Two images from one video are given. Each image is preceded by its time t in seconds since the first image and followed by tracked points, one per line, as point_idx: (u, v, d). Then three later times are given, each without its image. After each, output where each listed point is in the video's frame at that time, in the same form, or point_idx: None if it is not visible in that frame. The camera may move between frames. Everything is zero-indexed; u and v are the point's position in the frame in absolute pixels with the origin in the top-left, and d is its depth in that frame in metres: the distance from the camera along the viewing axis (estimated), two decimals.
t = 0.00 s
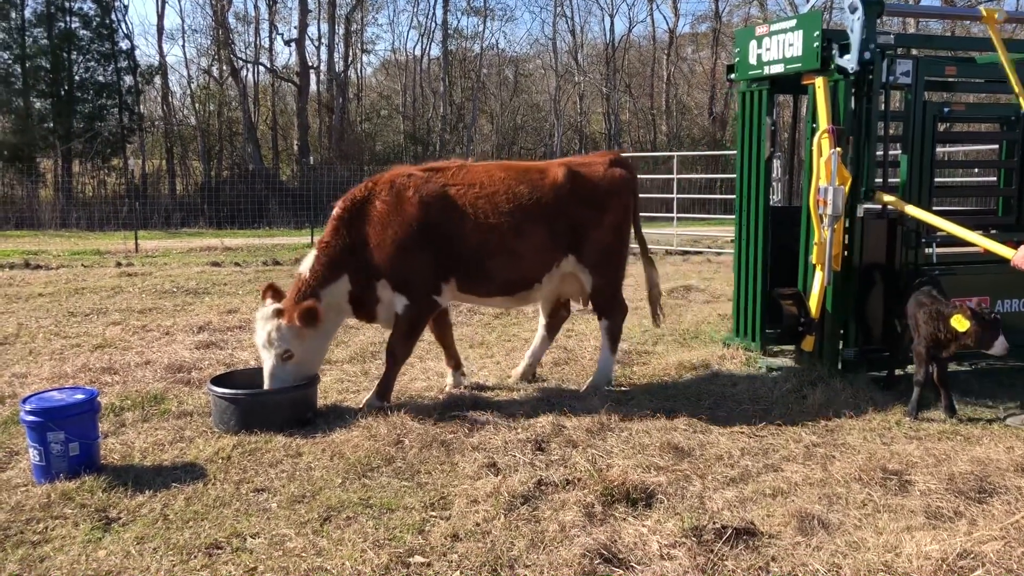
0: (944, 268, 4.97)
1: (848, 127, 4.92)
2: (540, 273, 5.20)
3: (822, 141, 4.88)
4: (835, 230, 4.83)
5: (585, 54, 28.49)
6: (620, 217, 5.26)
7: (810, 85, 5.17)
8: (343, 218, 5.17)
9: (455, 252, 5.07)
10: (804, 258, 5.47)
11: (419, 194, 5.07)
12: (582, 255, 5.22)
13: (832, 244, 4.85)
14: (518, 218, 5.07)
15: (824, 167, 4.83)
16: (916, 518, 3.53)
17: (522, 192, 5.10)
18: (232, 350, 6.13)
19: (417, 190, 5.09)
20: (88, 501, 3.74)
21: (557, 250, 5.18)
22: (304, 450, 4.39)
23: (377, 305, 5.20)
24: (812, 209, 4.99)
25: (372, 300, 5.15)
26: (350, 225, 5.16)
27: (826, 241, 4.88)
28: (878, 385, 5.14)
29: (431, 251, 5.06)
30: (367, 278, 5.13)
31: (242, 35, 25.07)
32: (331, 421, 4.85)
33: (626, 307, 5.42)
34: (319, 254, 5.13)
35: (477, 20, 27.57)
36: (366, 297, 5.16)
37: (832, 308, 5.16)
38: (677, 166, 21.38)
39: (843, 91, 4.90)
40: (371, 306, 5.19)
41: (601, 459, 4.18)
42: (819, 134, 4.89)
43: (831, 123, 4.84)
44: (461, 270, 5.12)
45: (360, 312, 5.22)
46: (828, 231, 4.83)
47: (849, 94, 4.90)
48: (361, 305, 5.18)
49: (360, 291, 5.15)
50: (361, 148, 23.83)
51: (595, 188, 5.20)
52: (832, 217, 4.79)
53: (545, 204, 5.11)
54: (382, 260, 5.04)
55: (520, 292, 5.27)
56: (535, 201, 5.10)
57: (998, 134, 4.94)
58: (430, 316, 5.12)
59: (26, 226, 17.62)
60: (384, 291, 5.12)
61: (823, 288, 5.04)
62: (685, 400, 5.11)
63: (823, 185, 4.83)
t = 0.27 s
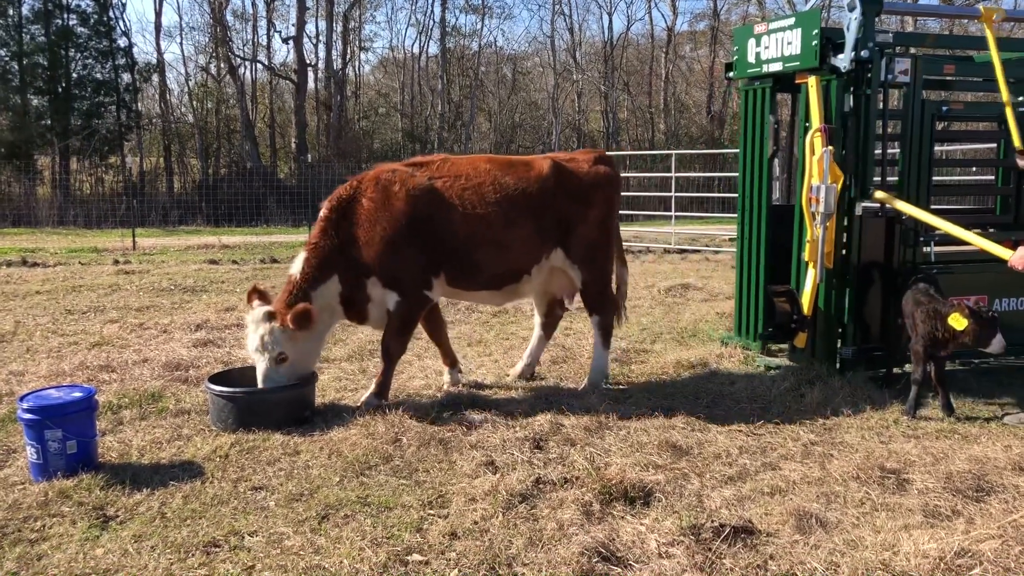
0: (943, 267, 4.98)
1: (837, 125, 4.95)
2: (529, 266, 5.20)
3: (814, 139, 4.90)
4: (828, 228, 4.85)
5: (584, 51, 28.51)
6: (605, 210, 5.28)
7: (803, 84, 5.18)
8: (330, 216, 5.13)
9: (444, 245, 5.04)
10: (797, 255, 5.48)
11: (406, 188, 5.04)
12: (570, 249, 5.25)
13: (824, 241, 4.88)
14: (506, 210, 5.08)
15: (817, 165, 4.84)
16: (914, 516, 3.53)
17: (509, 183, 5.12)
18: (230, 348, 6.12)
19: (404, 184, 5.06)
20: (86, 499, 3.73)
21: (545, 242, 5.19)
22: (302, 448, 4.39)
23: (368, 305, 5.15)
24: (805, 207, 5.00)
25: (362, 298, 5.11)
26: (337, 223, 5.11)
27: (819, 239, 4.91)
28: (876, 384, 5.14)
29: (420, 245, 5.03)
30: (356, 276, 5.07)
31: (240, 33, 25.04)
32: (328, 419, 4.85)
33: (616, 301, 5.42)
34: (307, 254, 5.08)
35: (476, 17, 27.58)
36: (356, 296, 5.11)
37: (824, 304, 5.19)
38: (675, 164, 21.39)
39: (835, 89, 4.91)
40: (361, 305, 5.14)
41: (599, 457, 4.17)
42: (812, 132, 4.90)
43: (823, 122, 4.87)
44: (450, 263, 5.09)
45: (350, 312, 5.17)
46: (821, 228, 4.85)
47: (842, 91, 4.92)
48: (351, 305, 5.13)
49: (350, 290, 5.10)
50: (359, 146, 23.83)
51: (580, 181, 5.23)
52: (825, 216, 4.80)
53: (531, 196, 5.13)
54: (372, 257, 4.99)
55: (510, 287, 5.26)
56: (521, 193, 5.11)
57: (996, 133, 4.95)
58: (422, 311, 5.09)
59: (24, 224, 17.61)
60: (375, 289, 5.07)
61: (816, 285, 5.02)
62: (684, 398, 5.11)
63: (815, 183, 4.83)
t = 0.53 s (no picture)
0: (939, 266, 5.00)
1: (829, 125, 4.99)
2: (520, 264, 5.19)
3: (806, 139, 4.89)
4: (820, 226, 4.87)
5: (582, 50, 28.54)
6: (596, 209, 5.27)
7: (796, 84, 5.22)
8: (321, 216, 5.13)
9: (435, 243, 5.04)
10: (788, 253, 5.49)
11: (396, 186, 5.05)
12: (561, 247, 5.23)
13: (816, 240, 4.89)
14: (496, 207, 5.08)
15: (808, 165, 4.84)
16: (910, 514, 3.54)
17: (498, 181, 5.11)
18: (227, 346, 6.12)
19: (394, 183, 5.07)
20: (83, 497, 3.73)
21: (536, 240, 5.18)
22: (299, 445, 4.39)
23: (361, 304, 5.15)
24: (797, 205, 5.00)
25: (355, 297, 5.11)
26: (328, 222, 5.11)
27: (810, 238, 4.91)
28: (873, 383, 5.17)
29: (411, 242, 5.02)
30: (348, 274, 5.07)
31: (238, 30, 25.02)
32: (326, 417, 4.85)
33: (609, 299, 5.42)
34: (299, 254, 5.08)
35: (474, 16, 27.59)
36: (349, 295, 5.11)
37: (817, 302, 5.23)
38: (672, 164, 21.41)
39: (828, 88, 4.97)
40: (353, 304, 5.14)
41: (596, 455, 4.18)
42: (804, 132, 4.90)
43: (815, 122, 4.86)
44: (441, 261, 5.09)
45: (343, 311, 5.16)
46: (813, 227, 4.87)
47: (833, 91, 4.98)
48: (344, 304, 5.13)
49: (343, 289, 5.10)
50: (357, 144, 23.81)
51: (570, 178, 5.21)
52: (817, 214, 4.82)
53: (521, 193, 5.11)
54: (364, 256, 5.00)
55: (502, 285, 5.25)
56: (511, 190, 5.10)
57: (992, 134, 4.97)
58: (415, 309, 5.09)
59: (21, 221, 17.61)
60: (368, 288, 5.08)
61: (807, 284, 5.01)
62: (681, 397, 5.12)
63: (806, 183, 4.83)
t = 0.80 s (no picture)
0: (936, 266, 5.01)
1: (823, 126, 5.04)
2: (514, 263, 5.19)
3: (800, 139, 4.94)
4: (812, 225, 4.91)
5: (580, 49, 28.54)
6: (589, 207, 5.26)
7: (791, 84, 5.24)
8: (314, 213, 5.12)
9: (428, 241, 5.05)
10: (782, 252, 5.51)
11: (389, 184, 5.04)
12: (554, 246, 5.23)
13: (809, 239, 4.92)
14: (490, 205, 5.07)
15: (802, 164, 4.89)
16: (906, 514, 3.54)
17: (492, 179, 5.11)
18: (224, 344, 6.12)
19: (387, 180, 5.06)
20: (79, 495, 3.73)
21: (529, 238, 5.18)
22: (296, 443, 4.39)
23: (354, 301, 5.14)
24: (789, 204, 5.04)
25: (349, 295, 5.11)
26: (322, 220, 5.10)
27: (803, 236, 4.94)
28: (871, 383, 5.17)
29: (405, 240, 5.02)
30: (342, 272, 5.07)
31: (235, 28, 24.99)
32: (322, 415, 4.85)
33: (604, 297, 5.41)
34: (293, 252, 5.07)
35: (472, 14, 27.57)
36: (343, 292, 5.10)
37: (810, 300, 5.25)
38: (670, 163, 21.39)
39: (822, 89, 5.00)
40: (347, 302, 5.14)
41: (593, 454, 4.17)
42: (797, 132, 4.96)
43: (807, 122, 4.93)
44: (434, 259, 5.09)
45: (337, 308, 5.16)
46: (805, 226, 4.90)
47: (828, 91, 5.00)
48: (338, 302, 5.12)
49: (337, 287, 5.09)
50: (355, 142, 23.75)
51: (564, 177, 5.21)
52: (809, 213, 4.85)
53: (515, 191, 5.11)
54: (358, 254, 4.99)
55: (495, 284, 5.25)
56: (505, 189, 5.10)
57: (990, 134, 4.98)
58: (409, 306, 5.09)
59: (17, 219, 17.57)
60: (362, 286, 5.07)
61: (800, 282, 5.12)
62: (678, 396, 5.12)
63: (799, 182, 4.88)
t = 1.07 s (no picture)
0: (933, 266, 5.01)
1: (819, 125, 5.04)
2: (509, 261, 5.18)
3: (795, 139, 4.96)
4: (808, 225, 4.91)
5: (577, 48, 28.55)
6: (584, 206, 5.25)
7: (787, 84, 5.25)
8: (309, 213, 5.12)
9: (422, 239, 5.04)
10: (778, 252, 5.52)
11: (383, 183, 5.04)
12: (549, 245, 5.22)
13: (804, 238, 4.93)
14: (484, 204, 5.07)
15: (797, 164, 4.90)
16: (902, 514, 3.54)
17: (486, 178, 5.11)
18: (220, 342, 6.11)
19: (381, 179, 5.06)
20: (74, 493, 3.72)
21: (523, 237, 5.18)
22: (292, 442, 4.38)
23: (349, 300, 5.14)
24: (785, 203, 5.04)
25: (344, 294, 5.10)
26: (316, 219, 5.11)
27: (799, 236, 4.95)
28: (867, 382, 5.18)
29: (399, 239, 5.02)
30: (336, 270, 5.06)
31: (232, 26, 24.95)
32: (319, 413, 4.84)
33: (599, 295, 5.41)
34: (287, 251, 5.07)
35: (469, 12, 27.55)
36: (338, 291, 5.10)
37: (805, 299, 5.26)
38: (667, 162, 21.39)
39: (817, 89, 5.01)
40: (342, 301, 5.13)
41: (589, 453, 4.17)
42: (793, 131, 4.96)
43: (803, 121, 4.93)
44: (428, 257, 5.09)
45: (332, 308, 5.15)
46: (801, 225, 4.91)
47: (823, 91, 5.01)
48: (332, 301, 5.12)
49: (331, 286, 5.09)
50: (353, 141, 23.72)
51: (558, 176, 5.20)
52: (804, 213, 4.86)
53: (509, 190, 5.10)
54: (352, 252, 4.99)
55: (490, 283, 5.25)
56: (499, 187, 5.09)
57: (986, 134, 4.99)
58: (404, 305, 5.09)
59: (14, 217, 17.55)
60: (357, 285, 5.07)
61: (796, 281, 5.12)
62: (674, 395, 5.12)
63: (795, 181, 4.88)
